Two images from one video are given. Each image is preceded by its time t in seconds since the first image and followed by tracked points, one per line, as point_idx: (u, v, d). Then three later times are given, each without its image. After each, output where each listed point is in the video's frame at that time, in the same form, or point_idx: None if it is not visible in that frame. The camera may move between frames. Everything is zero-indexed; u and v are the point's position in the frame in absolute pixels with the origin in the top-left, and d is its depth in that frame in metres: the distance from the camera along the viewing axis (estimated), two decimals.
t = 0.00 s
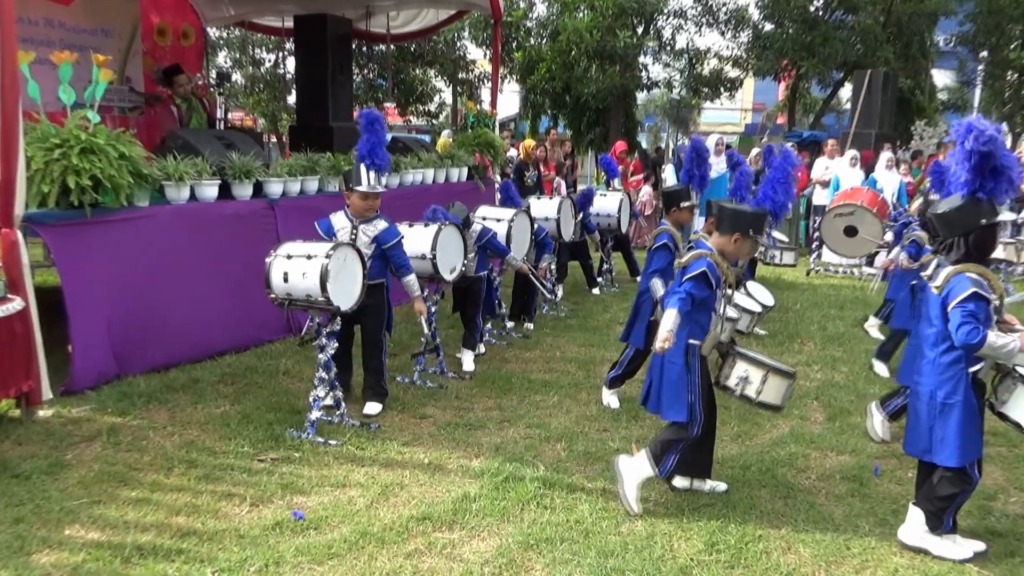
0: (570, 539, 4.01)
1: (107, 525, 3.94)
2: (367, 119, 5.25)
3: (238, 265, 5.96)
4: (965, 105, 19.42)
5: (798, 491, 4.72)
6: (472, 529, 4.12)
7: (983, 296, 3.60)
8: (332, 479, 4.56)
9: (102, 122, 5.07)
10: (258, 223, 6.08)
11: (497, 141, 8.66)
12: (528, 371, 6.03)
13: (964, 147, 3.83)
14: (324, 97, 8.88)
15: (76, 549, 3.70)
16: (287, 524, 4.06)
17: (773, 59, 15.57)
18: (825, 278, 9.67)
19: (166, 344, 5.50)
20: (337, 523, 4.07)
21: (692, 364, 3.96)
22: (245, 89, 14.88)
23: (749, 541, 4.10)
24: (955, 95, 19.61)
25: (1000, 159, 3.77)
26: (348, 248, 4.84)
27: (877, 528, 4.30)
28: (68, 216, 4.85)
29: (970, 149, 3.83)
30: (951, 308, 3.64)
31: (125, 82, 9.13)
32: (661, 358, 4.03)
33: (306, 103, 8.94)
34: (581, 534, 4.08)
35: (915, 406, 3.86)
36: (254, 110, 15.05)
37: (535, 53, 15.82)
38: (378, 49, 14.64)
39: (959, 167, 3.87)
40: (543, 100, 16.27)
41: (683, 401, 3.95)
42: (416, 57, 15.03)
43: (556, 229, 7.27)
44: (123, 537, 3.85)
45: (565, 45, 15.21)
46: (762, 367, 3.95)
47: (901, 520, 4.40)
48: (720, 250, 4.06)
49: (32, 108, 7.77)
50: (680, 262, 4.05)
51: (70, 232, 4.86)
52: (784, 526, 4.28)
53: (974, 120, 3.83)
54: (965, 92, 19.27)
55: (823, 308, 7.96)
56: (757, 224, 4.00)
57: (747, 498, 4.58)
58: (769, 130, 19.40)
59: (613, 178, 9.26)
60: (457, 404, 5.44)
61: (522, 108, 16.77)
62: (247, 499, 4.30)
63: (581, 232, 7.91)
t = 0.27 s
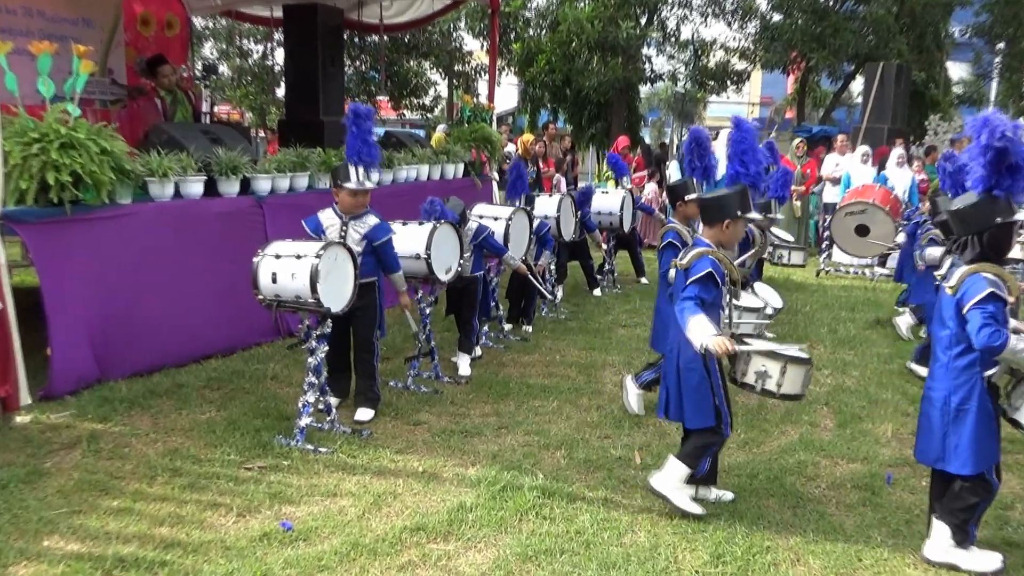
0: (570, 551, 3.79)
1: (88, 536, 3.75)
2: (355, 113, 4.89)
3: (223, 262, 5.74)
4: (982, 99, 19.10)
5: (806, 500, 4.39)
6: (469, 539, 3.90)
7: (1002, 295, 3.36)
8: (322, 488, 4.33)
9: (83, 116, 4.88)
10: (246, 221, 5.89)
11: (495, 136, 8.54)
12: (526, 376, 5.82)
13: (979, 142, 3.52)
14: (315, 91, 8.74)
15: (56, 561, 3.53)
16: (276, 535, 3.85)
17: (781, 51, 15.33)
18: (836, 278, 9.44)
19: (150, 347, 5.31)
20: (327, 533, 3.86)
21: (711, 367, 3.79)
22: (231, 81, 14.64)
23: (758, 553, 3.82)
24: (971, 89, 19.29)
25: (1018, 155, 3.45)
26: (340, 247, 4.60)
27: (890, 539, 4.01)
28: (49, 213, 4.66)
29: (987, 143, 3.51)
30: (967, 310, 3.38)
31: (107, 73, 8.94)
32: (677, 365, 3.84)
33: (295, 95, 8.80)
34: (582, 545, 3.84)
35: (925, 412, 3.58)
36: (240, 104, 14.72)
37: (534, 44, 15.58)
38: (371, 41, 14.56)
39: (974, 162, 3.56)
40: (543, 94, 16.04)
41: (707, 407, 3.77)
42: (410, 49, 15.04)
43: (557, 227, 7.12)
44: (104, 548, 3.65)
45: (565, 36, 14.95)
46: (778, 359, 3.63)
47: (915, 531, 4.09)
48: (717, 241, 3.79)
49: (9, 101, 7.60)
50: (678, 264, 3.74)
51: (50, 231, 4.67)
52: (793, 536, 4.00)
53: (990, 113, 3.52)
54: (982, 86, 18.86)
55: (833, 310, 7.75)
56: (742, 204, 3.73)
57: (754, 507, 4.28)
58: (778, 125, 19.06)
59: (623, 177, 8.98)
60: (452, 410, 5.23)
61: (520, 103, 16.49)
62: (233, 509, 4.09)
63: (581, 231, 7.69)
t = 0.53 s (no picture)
0: (568, 564, 3.34)
1: (61, 549, 3.39)
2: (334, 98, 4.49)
3: (202, 261, 5.53)
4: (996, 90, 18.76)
5: (816, 510, 3.87)
6: (461, 552, 3.45)
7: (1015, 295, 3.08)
8: (308, 499, 3.90)
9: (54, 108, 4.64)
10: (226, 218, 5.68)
11: (488, 129, 8.24)
12: (521, 382, 5.60)
13: (994, 130, 3.24)
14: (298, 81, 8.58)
15: None
16: (258, 549, 3.44)
17: (787, 40, 15.17)
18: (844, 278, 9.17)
19: (125, 350, 5.09)
20: (313, 546, 3.44)
21: (717, 376, 3.47)
22: (210, 73, 14.47)
23: (764, 566, 3.35)
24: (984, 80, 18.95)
25: None
26: (326, 246, 4.21)
27: (903, 549, 3.53)
28: (18, 211, 4.44)
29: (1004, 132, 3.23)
30: (978, 312, 3.10)
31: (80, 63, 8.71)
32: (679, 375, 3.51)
33: (277, 86, 8.63)
34: (579, 557, 3.40)
35: (940, 419, 3.27)
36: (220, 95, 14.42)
37: (529, 32, 15.32)
38: (356, 30, 14.53)
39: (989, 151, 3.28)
40: (539, 85, 15.80)
41: (715, 417, 3.45)
42: (399, 38, 14.89)
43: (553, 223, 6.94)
44: (79, 563, 3.29)
45: (560, 24, 14.58)
46: (793, 356, 3.47)
47: (930, 541, 3.60)
48: (710, 240, 3.54)
49: None
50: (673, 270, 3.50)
51: (19, 229, 4.46)
52: (802, 548, 3.52)
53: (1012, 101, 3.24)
54: (997, 77, 18.31)
55: (842, 311, 7.51)
56: (728, 195, 3.46)
57: (760, 517, 3.77)
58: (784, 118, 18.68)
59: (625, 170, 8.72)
60: (444, 417, 4.98)
61: (516, 95, 16.22)
62: (214, 521, 3.67)
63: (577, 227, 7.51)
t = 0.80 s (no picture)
0: (558, 568, 3.28)
1: (44, 558, 3.32)
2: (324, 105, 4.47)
3: (189, 264, 5.49)
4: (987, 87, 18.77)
5: (807, 511, 3.83)
6: (451, 557, 3.39)
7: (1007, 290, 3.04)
8: (296, 504, 3.83)
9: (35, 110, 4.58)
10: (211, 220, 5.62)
11: (477, 129, 8.24)
12: (511, 384, 5.55)
13: (979, 126, 3.19)
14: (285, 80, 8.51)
15: None
16: (245, 556, 3.37)
17: (778, 38, 15.24)
18: (836, 277, 9.14)
19: (110, 354, 5.03)
20: (300, 553, 3.37)
21: (709, 379, 3.43)
22: (194, 72, 14.37)
23: (755, 568, 3.30)
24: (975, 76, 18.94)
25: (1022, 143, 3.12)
26: (313, 248, 4.14)
27: (895, 550, 3.49)
28: None
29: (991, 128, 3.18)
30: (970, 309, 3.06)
31: (62, 63, 8.62)
32: (669, 382, 3.45)
33: (264, 86, 8.55)
34: (570, 561, 3.34)
35: (934, 418, 3.22)
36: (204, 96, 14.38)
37: (518, 31, 15.34)
38: (343, 29, 14.51)
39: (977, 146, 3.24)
40: (528, 84, 15.77)
41: (707, 422, 3.40)
42: (387, 37, 14.82)
43: (543, 224, 6.91)
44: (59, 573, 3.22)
45: (550, 23, 14.61)
46: (790, 352, 3.46)
47: (922, 542, 3.56)
48: (692, 243, 3.48)
49: None
50: (657, 277, 3.46)
51: None
52: (793, 549, 3.48)
53: (996, 95, 3.18)
54: (988, 73, 18.28)
55: (834, 311, 7.49)
56: (707, 196, 3.42)
57: (751, 519, 3.73)
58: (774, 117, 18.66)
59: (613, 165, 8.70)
60: (433, 421, 4.92)
61: (505, 94, 16.13)
62: (200, 528, 3.60)
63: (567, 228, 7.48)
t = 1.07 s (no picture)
0: (545, 568, 3.29)
1: (27, 562, 3.30)
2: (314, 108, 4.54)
3: (173, 266, 5.46)
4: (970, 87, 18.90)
5: (793, 509, 3.85)
6: (438, 558, 3.38)
7: (993, 285, 3.06)
8: (282, 507, 3.82)
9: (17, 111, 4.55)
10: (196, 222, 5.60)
11: (463, 129, 8.26)
12: (498, 384, 5.55)
13: (962, 125, 3.23)
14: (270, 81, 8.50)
15: None
16: (231, 558, 3.35)
17: (763, 39, 15.33)
18: (822, 276, 9.19)
19: (93, 357, 4.99)
20: (286, 555, 3.36)
21: (695, 380, 3.43)
22: (179, 74, 14.35)
23: (741, 566, 3.31)
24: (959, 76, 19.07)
25: (1003, 141, 3.17)
26: (298, 249, 4.10)
27: (879, 546, 3.51)
28: None
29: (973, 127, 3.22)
30: (957, 304, 3.06)
31: (45, 65, 8.56)
32: (655, 383, 3.44)
33: (248, 88, 8.52)
34: (557, 561, 3.34)
35: (917, 414, 3.23)
36: (190, 97, 14.36)
37: (504, 32, 15.41)
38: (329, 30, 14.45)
39: (958, 145, 3.27)
40: (514, 84, 15.80)
41: (694, 423, 3.41)
42: (373, 38, 14.78)
43: (530, 224, 6.92)
44: None
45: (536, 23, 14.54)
46: (776, 349, 3.47)
47: (907, 539, 3.58)
48: (673, 244, 3.49)
49: None
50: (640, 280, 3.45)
51: None
52: (779, 546, 3.50)
53: (976, 95, 3.22)
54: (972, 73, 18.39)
55: (820, 309, 7.52)
56: (687, 197, 3.44)
57: (737, 517, 3.74)
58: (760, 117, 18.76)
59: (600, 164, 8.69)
60: (420, 422, 4.91)
61: (491, 95, 16.18)
62: (185, 531, 3.58)
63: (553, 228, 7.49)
